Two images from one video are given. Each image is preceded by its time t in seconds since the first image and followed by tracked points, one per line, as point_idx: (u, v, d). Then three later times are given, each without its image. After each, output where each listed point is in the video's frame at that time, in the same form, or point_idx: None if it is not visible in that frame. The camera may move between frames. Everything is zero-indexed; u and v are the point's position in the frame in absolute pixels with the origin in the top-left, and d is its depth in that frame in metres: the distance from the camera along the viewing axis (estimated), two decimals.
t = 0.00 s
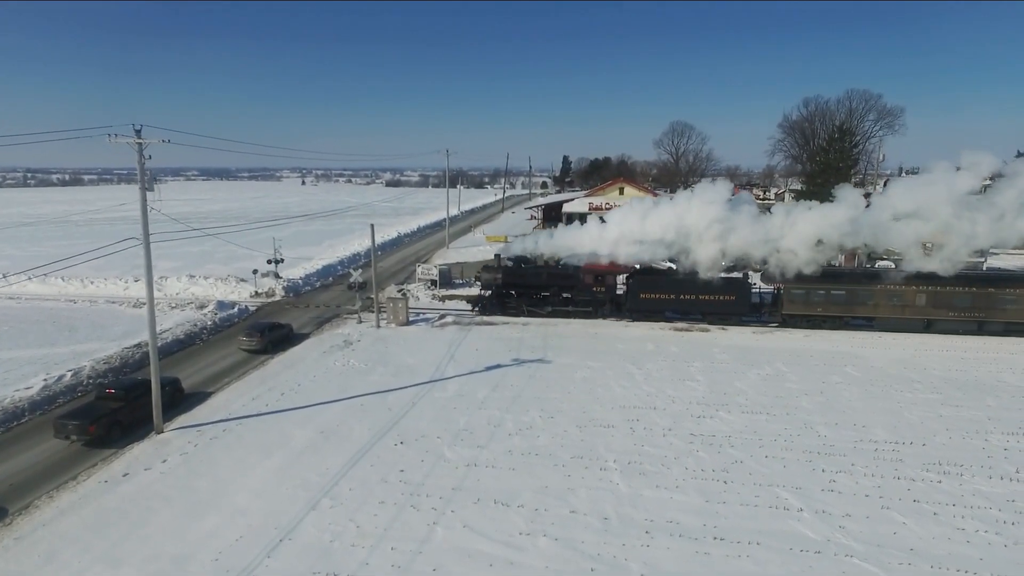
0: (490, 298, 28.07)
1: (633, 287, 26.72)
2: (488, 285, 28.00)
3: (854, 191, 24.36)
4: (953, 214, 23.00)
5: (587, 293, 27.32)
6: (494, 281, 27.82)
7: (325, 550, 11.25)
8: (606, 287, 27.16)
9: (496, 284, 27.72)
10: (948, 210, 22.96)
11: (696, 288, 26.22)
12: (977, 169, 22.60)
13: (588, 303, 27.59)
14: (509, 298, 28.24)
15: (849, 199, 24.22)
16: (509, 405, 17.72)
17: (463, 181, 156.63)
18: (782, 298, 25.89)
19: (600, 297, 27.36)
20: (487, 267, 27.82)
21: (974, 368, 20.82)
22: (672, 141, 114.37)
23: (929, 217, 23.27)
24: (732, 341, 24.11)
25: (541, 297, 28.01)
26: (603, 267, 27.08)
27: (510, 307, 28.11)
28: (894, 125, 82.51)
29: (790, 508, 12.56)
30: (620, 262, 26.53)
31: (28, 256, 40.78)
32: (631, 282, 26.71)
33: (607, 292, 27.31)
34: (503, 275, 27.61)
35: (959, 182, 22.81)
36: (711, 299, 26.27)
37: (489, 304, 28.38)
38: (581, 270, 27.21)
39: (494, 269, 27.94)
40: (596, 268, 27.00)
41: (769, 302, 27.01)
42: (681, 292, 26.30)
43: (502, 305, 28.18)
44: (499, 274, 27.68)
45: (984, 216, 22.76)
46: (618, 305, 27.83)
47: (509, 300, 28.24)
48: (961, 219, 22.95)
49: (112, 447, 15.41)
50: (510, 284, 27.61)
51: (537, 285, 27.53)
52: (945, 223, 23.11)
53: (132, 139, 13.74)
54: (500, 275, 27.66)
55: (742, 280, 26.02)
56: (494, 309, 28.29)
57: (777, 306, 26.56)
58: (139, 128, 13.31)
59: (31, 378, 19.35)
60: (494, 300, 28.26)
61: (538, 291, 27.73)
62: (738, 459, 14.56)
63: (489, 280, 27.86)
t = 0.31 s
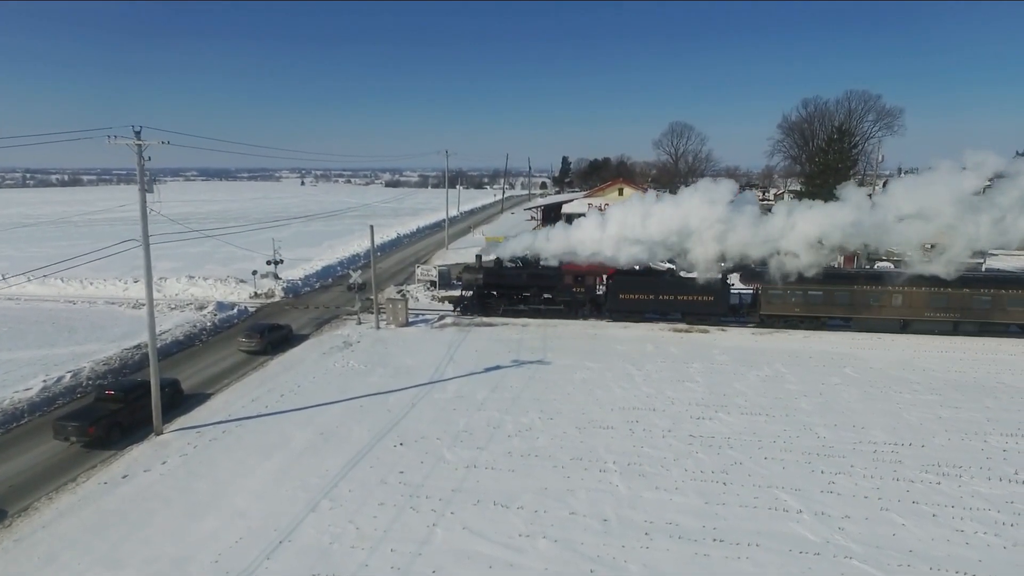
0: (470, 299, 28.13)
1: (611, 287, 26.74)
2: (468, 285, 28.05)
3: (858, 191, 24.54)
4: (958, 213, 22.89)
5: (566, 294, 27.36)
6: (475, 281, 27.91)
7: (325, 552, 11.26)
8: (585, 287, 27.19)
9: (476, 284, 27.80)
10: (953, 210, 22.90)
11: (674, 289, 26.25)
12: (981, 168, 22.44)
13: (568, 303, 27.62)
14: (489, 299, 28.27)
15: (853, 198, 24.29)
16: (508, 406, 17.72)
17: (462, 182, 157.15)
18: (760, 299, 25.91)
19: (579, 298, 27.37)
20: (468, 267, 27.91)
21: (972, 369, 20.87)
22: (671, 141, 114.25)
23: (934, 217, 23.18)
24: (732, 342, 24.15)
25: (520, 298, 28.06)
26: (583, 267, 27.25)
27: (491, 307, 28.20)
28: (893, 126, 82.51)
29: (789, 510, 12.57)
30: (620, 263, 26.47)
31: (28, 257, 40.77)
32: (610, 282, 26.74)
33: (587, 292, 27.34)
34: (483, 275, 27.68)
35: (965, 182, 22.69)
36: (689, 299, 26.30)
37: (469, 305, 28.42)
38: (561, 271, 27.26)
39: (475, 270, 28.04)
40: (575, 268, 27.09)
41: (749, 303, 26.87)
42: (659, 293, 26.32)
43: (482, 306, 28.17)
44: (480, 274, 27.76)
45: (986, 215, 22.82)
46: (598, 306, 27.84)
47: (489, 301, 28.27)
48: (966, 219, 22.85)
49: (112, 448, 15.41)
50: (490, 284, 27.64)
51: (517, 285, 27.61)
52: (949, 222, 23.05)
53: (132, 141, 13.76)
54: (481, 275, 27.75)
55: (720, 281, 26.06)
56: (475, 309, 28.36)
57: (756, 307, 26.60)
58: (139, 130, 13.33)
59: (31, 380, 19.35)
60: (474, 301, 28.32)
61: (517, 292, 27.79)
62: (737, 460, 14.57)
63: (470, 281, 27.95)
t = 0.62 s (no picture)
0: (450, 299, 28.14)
1: (591, 287, 26.82)
2: (449, 285, 28.02)
3: (862, 189, 24.50)
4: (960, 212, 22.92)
5: (546, 294, 27.35)
6: (456, 281, 27.87)
7: (325, 553, 11.26)
8: (565, 288, 27.14)
9: (457, 284, 27.77)
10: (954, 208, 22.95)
11: (653, 289, 26.30)
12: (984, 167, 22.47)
13: (548, 304, 27.61)
14: (470, 299, 28.24)
15: (857, 195, 24.21)
16: (507, 408, 17.73)
17: (461, 183, 157.36)
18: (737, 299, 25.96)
19: (559, 299, 27.35)
20: (449, 267, 27.88)
21: (971, 369, 20.92)
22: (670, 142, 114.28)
23: (936, 216, 23.23)
24: (730, 343, 24.19)
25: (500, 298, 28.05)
26: (563, 267, 27.05)
27: (471, 308, 28.22)
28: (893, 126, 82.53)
29: (788, 511, 12.59)
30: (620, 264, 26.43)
31: (28, 258, 40.79)
32: (590, 282, 26.84)
33: (566, 293, 27.29)
34: (464, 275, 27.66)
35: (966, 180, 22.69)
36: (668, 299, 26.34)
37: (451, 305, 28.45)
38: (541, 272, 27.15)
39: (456, 270, 28.00)
40: (554, 268, 26.94)
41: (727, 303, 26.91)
42: (637, 293, 26.40)
43: (463, 306, 28.18)
44: (461, 274, 27.72)
45: (986, 215, 22.81)
46: (577, 306, 27.80)
47: (470, 301, 28.27)
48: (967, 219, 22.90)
49: (111, 450, 15.40)
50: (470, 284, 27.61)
51: (497, 285, 27.60)
52: (951, 220, 23.10)
53: (131, 142, 13.77)
54: (462, 275, 27.72)
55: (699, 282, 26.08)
56: (456, 309, 28.51)
57: (733, 308, 26.66)
58: (138, 131, 13.35)
59: (30, 381, 19.34)
60: (455, 301, 28.35)
61: (498, 292, 27.81)
62: (736, 462, 14.58)
63: (451, 281, 27.91)
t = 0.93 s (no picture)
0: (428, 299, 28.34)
1: (568, 288, 26.96)
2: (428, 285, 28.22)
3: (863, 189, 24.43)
4: (962, 210, 22.99)
5: (524, 294, 27.54)
6: (435, 282, 28.08)
7: (324, 555, 11.27)
8: (542, 288, 27.32)
9: (436, 284, 27.96)
10: (956, 207, 23.01)
11: (630, 289, 26.50)
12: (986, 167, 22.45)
13: (525, 304, 27.82)
14: (448, 299, 28.45)
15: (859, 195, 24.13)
16: (507, 409, 17.75)
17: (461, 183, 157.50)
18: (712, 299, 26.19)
19: (537, 299, 27.54)
20: (427, 268, 28.07)
21: (970, 371, 20.96)
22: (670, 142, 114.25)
23: (938, 215, 23.25)
24: (729, 344, 24.25)
25: (478, 298, 28.23)
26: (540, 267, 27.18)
27: (451, 307, 28.46)
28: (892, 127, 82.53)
29: (788, 512, 12.60)
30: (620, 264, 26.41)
31: (27, 258, 40.78)
32: (567, 282, 26.96)
33: (543, 293, 27.47)
34: (443, 276, 27.85)
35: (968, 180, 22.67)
36: (644, 299, 26.56)
37: (429, 305, 28.64)
38: (518, 272, 27.33)
39: (435, 270, 28.19)
40: (532, 269, 27.12)
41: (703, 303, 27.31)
42: (614, 293, 26.58)
43: (442, 306, 28.38)
44: (439, 275, 27.91)
45: (987, 216, 22.87)
46: (555, 306, 28.00)
47: (449, 301, 28.46)
48: (968, 218, 23.04)
49: (110, 451, 15.39)
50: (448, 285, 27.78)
51: (475, 286, 27.77)
52: (953, 219, 23.16)
53: (131, 143, 13.77)
54: (440, 276, 27.92)
55: (675, 282, 26.32)
56: (435, 308, 28.74)
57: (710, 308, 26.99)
58: (138, 132, 13.35)
59: (29, 382, 19.32)
60: (433, 301, 28.56)
61: (475, 292, 28.00)
62: (735, 463, 14.59)
63: (430, 281, 28.12)
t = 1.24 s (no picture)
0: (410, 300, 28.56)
1: (549, 288, 26.98)
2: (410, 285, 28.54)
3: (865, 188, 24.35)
4: (965, 211, 22.82)
5: (505, 294, 27.61)
6: (417, 281, 28.42)
7: (324, 555, 11.28)
8: (523, 288, 27.33)
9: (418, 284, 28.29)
10: (958, 208, 22.84)
11: (610, 289, 26.48)
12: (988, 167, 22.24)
13: (506, 304, 27.83)
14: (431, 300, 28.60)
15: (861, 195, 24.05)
16: (506, 410, 17.76)
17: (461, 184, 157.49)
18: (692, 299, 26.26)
19: (517, 299, 27.54)
20: (410, 267, 28.43)
21: (969, 372, 21.00)
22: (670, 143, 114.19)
23: (941, 215, 23.09)
24: (728, 345, 24.28)
25: (459, 299, 28.33)
26: (524, 267, 27.36)
27: (433, 307, 28.56)
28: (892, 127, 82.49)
29: (787, 513, 12.62)
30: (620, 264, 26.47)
31: (27, 259, 40.77)
32: (549, 282, 26.99)
33: (524, 293, 27.48)
34: (425, 276, 28.18)
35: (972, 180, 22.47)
36: (624, 299, 26.55)
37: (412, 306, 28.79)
38: (500, 272, 27.49)
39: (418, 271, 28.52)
40: (513, 270, 27.32)
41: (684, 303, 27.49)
42: (595, 292, 26.55)
43: (423, 306, 28.53)
44: (422, 274, 28.23)
45: (988, 216, 22.77)
46: (536, 306, 27.98)
47: (431, 302, 28.59)
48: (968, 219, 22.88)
49: (109, 452, 15.39)
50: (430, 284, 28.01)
51: (457, 285, 27.90)
52: (955, 220, 23.05)
53: (131, 144, 13.76)
54: (423, 276, 28.28)
55: (655, 282, 26.27)
56: (418, 309, 28.84)
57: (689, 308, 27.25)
58: (137, 133, 13.33)
59: (29, 382, 19.31)
60: (415, 301, 28.77)
61: (457, 292, 28.13)
62: (735, 464, 14.60)
63: (413, 281, 28.48)
